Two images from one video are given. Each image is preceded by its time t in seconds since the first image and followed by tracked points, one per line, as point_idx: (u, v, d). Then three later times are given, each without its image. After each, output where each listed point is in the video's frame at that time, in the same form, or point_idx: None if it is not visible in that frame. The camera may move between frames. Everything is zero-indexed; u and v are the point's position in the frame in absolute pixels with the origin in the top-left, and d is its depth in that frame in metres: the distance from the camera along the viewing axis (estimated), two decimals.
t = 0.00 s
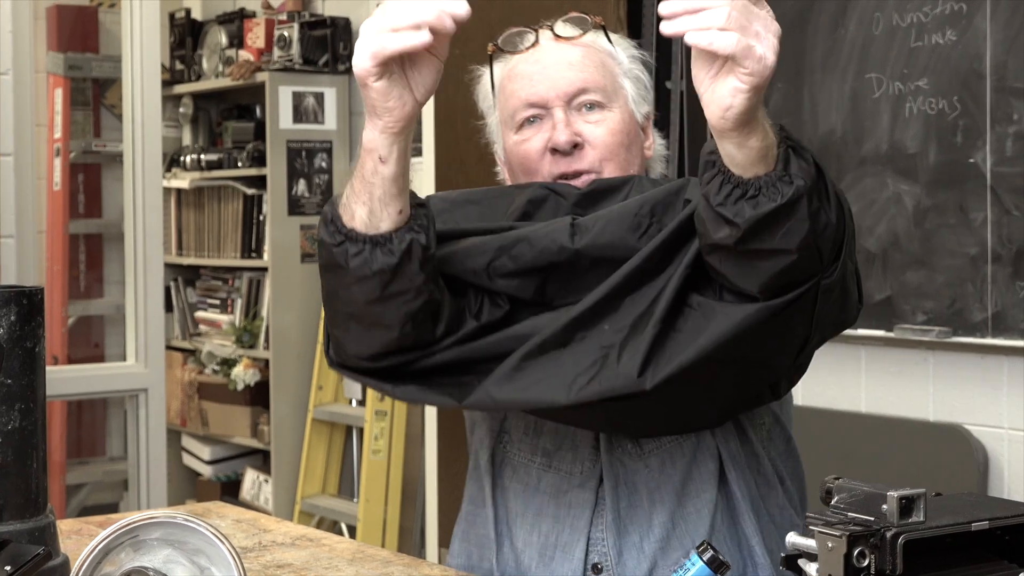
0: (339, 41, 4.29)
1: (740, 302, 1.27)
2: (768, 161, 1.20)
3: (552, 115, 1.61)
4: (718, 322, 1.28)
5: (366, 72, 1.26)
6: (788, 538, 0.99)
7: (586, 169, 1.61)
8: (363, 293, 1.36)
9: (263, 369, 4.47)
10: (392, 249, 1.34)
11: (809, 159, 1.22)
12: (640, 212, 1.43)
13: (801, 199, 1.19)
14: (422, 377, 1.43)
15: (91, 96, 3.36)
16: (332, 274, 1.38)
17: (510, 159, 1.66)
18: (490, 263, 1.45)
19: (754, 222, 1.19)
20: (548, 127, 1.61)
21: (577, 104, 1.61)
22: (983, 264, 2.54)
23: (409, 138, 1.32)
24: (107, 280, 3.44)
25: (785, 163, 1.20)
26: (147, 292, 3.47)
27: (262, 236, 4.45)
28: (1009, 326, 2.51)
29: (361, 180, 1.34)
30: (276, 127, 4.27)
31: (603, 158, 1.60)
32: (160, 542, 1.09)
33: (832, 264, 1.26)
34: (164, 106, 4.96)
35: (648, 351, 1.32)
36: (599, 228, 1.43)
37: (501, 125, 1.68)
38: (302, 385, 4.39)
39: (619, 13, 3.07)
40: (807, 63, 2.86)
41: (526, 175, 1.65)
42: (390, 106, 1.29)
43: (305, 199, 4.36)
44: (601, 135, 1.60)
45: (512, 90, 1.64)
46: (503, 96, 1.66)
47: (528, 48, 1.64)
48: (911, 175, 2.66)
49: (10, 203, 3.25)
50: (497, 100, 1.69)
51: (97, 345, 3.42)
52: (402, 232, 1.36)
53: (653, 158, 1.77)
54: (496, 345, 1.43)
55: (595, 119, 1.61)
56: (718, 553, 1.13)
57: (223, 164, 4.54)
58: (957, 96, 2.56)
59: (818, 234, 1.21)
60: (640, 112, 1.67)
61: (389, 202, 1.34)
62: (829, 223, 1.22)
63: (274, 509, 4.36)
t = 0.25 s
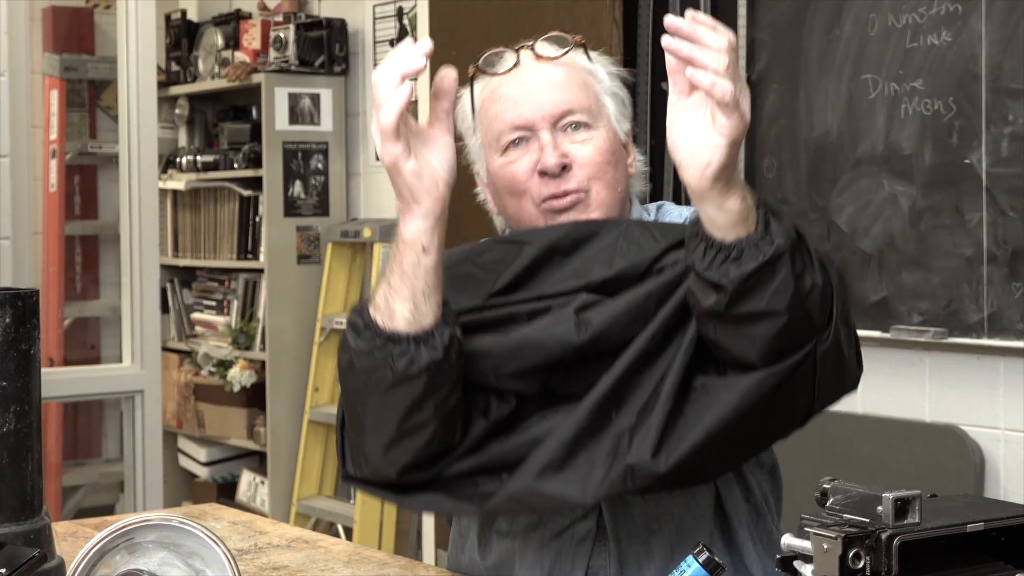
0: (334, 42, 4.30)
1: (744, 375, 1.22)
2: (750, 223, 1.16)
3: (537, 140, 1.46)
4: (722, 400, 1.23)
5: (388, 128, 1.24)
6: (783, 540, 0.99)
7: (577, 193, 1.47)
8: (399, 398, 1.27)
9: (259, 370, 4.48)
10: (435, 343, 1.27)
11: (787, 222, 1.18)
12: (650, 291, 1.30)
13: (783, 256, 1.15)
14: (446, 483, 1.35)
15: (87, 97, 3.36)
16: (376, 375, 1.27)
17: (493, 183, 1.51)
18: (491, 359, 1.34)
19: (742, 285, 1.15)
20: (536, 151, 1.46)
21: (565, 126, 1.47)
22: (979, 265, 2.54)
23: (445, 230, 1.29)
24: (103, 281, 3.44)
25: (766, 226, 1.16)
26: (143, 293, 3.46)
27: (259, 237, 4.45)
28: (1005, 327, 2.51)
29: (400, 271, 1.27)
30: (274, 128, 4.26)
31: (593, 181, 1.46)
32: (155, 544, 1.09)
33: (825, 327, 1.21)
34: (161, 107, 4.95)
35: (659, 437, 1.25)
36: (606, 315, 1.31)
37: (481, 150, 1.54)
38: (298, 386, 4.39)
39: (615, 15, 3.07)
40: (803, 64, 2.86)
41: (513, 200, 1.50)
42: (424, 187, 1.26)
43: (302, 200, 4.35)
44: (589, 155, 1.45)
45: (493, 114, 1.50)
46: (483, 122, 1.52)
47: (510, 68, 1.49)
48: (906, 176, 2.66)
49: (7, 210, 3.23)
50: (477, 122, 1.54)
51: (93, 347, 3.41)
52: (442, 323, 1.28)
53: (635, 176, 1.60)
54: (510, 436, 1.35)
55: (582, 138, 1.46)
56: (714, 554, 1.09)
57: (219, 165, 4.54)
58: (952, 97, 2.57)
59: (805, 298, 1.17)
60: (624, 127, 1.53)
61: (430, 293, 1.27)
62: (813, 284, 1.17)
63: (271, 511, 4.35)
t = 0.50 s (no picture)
0: (331, 41, 4.31)
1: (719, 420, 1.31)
2: (690, 256, 1.35)
3: (508, 168, 1.59)
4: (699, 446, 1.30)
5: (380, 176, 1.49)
6: (778, 539, 0.98)
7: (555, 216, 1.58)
8: (407, 463, 1.39)
9: (255, 369, 4.48)
10: (443, 402, 1.40)
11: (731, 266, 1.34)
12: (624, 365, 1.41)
13: (719, 285, 1.30)
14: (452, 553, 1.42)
15: (84, 96, 3.36)
16: (386, 440, 1.40)
17: (472, 218, 1.65)
18: (487, 429, 1.43)
19: (679, 309, 1.30)
20: (508, 179, 1.60)
21: (531, 151, 1.59)
22: (975, 265, 2.54)
23: (444, 283, 1.48)
24: (99, 280, 3.43)
25: (705, 262, 1.35)
26: (140, 291, 3.46)
27: (255, 236, 4.45)
28: (1000, 327, 2.52)
29: (408, 333, 1.44)
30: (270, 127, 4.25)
31: (570, 200, 1.57)
32: (150, 543, 1.09)
33: (781, 366, 1.31)
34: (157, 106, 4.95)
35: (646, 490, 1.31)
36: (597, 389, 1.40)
37: (455, 186, 1.67)
38: (294, 385, 4.39)
39: (611, 14, 3.07)
40: (800, 64, 2.87)
41: (492, 231, 1.62)
42: (426, 246, 1.47)
43: (298, 199, 4.34)
44: (562, 176, 1.57)
45: (461, 146, 1.63)
46: (452, 154, 1.64)
47: (467, 98, 1.63)
48: (903, 176, 2.67)
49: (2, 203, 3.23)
50: (445, 156, 1.67)
51: (89, 345, 3.41)
52: (448, 387, 1.42)
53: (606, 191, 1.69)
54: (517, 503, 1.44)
55: (551, 161, 1.59)
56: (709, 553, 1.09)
57: (215, 164, 4.54)
58: (948, 98, 2.57)
59: (748, 334, 1.30)
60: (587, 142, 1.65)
61: (435, 354, 1.43)
62: (756, 321, 1.31)
63: (267, 509, 4.35)
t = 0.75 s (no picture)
0: (329, 39, 4.31)
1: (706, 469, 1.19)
2: (668, 309, 1.15)
3: (487, 196, 1.52)
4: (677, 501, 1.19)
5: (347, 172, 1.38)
6: (775, 534, 0.98)
7: (539, 243, 1.52)
8: (381, 528, 1.27)
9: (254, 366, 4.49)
10: (418, 463, 1.27)
11: (712, 316, 1.17)
12: (600, 398, 1.26)
13: (697, 348, 1.15)
14: None
15: (81, 95, 3.35)
16: (359, 506, 1.27)
17: (454, 245, 1.59)
18: (460, 469, 1.30)
19: (653, 372, 1.14)
20: (487, 208, 1.53)
21: (509, 176, 1.52)
22: (973, 261, 2.55)
23: (414, 345, 1.30)
24: (98, 278, 3.43)
25: (686, 316, 1.16)
26: (138, 289, 3.46)
27: (253, 234, 4.45)
28: (999, 323, 2.52)
29: (374, 400, 1.28)
30: (267, 125, 4.25)
31: (553, 225, 1.51)
32: (148, 539, 1.09)
33: (763, 424, 1.19)
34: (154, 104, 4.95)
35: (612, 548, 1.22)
36: (574, 422, 1.26)
37: (434, 211, 1.60)
38: (293, 382, 4.39)
39: (609, 10, 3.07)
40: (797, 60, 2.87)
41: (474, 259, 1.57)
42: (392, 311, 1.27)
43: (296, 197, 4.34)
44: (543, 201, 1.50)
45: (437, 174, 1.55)
46: (429, 183, 1.58)
47: (439, 122, 1.55)
48: (901, 172, 2.67)
49: None
50: (421, 180, 1.60)
51: (88, 343, 3.41)
52: (421, 445, 1.28)
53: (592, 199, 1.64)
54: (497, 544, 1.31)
55: (531, 185, 1.51)
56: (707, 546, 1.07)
57: (213, 162, 4.54)
58: (946, 94, 2.57)
59: (728, 394, 1.16)
60: (566, 154, 1.58)
61: (407, 415, 1.28)
62: (737, 379, 1.17)
63: (265, 507, 4.34)
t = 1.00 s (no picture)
0: (327, 34, 4.30)
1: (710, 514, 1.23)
2: (660, 372, 1.19)
3: (471, 226, 1.55)
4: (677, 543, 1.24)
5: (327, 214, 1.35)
6: (774, 529, 0.97)
7: (526, 269, 1.57)
8: (370, 563, 1.32)
9: (253, 363, 4.48)
10: (406, 500, 1.32)
11: (707, 372, 1.21)
12: (590, 430, 1.30)
13: (693, 412, 1.17)
14: None
15: (80, 91, 3.35)
16: (347, 543, 1.33)
17: (436, 271, 1.62)
18: (452, 495, 1.35)
19: (652, 440, 1.17)
20: (470, 236, 1.56)
21: (492, 204, 1.55)
22: (972, 257, 2.55)
23: (399, 388, 1.32)
24: (97, 275, 3.43)
25: (679, 374, 1.19)
26: (137, 285, 3.46)
27: (252, 230, 4.45)
28: (997, 318, 2.52)
29: (361, 441, 1.32)
30: (266, 121, 4.24)
31: (538, 251, 1.56)
32: (147, 534, 1.09)
33: (765, 471, 1.23)
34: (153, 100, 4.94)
35: None
36: (566, 453, 1.29)
37: (413, 236, 1.62)
38: (291, 378, 4.38)
39: (607, 6, 3.07)
40: (795, 56, 2.87)
41: (458, 286, 1.61)
42: (382, 360, 1.27)
43: (295, 193, 4.34)
44: (528, 228, 1.55)
45: (418, 203, 1.57)
46: (409, 210, 1.59)
47: (416, 151, 1.56)
48: (899, 167, 2.67)
49: None
50: (400, 206, 1.62)
51: (87, 340, 3.41)
52: (408, 481, 1.34)
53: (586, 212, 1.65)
54: (483, 567, 1.37)
55: (516, 212, 1.55)
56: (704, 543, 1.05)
57: (212, 158, 4.54)
58: (944, 89, 2.57)
59: (727, 448, 1.20)
60: (546, 171, 1.62)
61: (393, 456, 1.32)
62: (736, 435, 1.21)
63: (264, 504, 4.34)
